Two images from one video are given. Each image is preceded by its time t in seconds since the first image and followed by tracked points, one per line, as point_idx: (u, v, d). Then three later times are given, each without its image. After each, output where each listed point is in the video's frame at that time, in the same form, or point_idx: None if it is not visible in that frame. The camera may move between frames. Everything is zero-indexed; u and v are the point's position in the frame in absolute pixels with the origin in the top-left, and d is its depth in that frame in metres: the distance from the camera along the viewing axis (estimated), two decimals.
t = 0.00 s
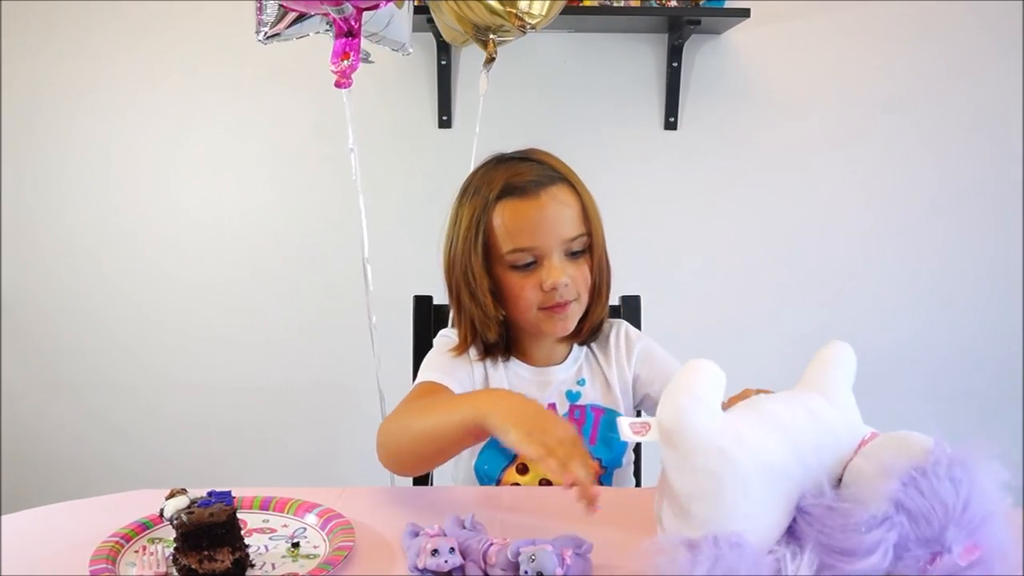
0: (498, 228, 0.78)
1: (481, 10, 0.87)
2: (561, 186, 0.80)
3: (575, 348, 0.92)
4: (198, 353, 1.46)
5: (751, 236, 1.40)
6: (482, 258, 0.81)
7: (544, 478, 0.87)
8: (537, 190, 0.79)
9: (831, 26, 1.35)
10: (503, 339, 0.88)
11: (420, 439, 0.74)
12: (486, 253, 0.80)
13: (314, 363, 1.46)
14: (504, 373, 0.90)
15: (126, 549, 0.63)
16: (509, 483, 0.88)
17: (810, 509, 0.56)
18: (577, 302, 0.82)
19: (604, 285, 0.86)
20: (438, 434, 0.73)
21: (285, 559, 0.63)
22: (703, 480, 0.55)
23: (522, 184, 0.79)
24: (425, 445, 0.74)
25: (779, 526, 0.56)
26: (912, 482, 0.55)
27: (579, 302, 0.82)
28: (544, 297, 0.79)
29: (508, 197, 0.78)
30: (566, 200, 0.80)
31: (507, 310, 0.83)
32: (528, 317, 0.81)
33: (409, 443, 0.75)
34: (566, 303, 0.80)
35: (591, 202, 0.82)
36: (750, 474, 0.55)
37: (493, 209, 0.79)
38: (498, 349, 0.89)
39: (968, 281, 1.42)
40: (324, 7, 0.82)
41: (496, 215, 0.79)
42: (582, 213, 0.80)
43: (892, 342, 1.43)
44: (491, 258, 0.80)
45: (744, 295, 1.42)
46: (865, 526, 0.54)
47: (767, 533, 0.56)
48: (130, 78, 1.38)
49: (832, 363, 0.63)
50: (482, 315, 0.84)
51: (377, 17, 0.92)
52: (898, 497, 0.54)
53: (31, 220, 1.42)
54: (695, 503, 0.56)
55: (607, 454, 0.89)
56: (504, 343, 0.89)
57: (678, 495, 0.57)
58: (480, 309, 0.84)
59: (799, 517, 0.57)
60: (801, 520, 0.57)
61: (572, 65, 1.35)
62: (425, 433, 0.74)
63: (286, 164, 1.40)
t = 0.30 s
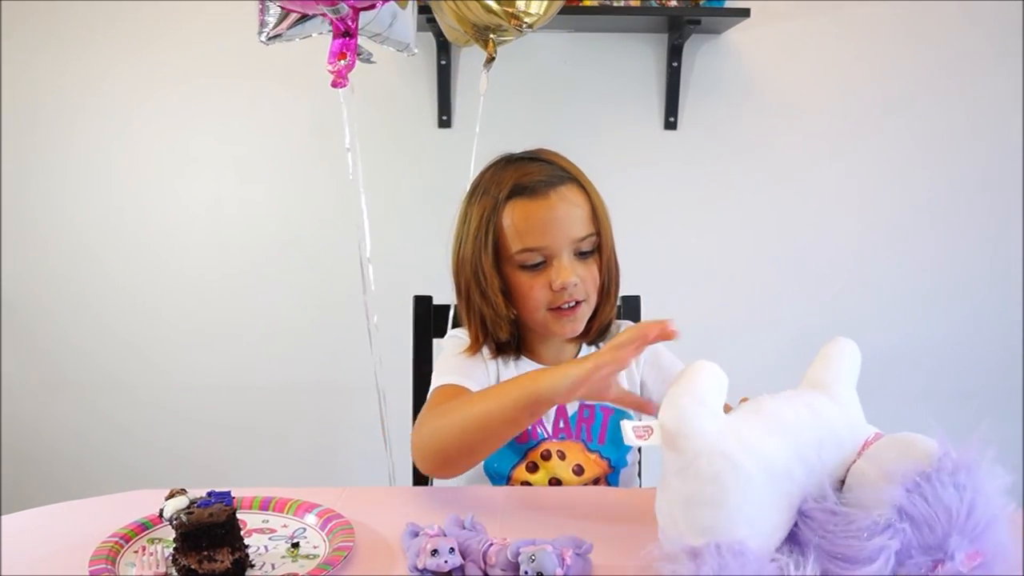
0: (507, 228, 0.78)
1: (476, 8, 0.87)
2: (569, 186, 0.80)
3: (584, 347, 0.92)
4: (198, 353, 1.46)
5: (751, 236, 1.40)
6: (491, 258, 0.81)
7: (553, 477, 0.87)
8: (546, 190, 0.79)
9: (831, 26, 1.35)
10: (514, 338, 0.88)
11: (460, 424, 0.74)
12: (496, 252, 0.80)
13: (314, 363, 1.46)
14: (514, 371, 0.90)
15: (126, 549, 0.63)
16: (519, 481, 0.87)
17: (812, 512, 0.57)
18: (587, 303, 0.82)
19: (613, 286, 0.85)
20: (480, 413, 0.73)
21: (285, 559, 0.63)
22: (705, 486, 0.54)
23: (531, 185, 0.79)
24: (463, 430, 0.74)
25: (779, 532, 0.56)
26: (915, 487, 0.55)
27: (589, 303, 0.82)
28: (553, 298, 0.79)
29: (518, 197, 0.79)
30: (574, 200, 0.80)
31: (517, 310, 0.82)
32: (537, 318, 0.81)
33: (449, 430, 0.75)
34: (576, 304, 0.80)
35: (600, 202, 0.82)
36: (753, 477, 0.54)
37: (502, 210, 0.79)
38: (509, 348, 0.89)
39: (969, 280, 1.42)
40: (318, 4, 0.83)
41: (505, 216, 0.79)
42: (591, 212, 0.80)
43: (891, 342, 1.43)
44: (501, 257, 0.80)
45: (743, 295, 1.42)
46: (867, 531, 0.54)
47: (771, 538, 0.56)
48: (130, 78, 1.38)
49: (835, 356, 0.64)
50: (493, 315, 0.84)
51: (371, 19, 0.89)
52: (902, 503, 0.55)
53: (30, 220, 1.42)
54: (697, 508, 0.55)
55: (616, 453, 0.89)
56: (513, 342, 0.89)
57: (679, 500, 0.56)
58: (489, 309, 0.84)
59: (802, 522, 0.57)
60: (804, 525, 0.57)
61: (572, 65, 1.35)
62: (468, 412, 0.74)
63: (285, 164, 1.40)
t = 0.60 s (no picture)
0: (510, 227, 0.78)
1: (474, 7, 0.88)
2: (572, 184, 0.80)
3: (589, 346, 0.92)
4: (198, 353, 1.46)
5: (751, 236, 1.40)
6: (494, 256, 0.81)
7: (558, 477, 0.86)
8: (549, 189, 0.79)
9: (831, 26, 1.35)
10: (520, 339, 0.88)
11: (510, 435, 0.69)
12: (499, 251, 0.80)
13: (314, 364, 1.46)
14: (524, 372, 0.88)
15: (126, 549, 0.63)
16: (524, 482, 0.87)
17: (816, 535, 0.56)
18: (591, 303, 0.82)
19: (616, 284, 0.86)
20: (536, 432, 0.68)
21: (285, 559, 0.63)
22: (710, 515, 0.52)
23: (534, 183, 0.79)
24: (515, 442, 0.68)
25: (783, 553, 0.55)
26: (923, 518, 0.55)
27: (593, 302, 0.82)
28: (557, 297, 0.79)
29: (520, 196, 0.79)
30: (577, 199, 0.80)
31: (521, 310, 0.82)
32: (542, 317, 0.81)
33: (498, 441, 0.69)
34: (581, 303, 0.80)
35: (603, 200, 0.82)
36: (756, 503, 0.53)
37: (505, 209, 0.79)
38: (517, 350, 0.88)
39: (969, 280, 1.42)
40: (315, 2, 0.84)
41: (507, 215, 0.79)
42: (593, 211, 0.80)
43: (891, 342, 1.43)
44: (504, 257, 0.80)
45: (743, 295, 1.42)
46: (871, 561, 0.54)
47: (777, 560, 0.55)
48: (130, 77, 1.38)
49: (848, 362, 0.61)
50: (497, 315, 0.84)
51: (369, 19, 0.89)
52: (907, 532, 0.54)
53: (30, 220, 1.42)
54: (698, 534, 0.53)
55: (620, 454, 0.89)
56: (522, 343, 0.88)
57: (681, 524, 0.54)
58: (494, 309, 0.84)
59: (804, 544, 0.57)
60: (806, 548, 0.57)
61: (572, 64, 1.35)
62: (521, 427, 0.69)
63: (285, 163, 1.40)
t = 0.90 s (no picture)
0: (512, 221, 0.78)
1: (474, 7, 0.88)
2: (574, 180, 0.81)
3: (590, 345, 0.92)
4: (198, 353, 1.46)
5: (752, 236, 1.40)
6: (496, 252, 0.81)
7: (558, 478, 0.86)
8: (551, 183, 0.79)
9: (831, 26, 1.35)
10: (521, 336, 0.87)
11: (517, 424, 0.67)
12: (501, 247, 0.80)
13: (314, 364, 1.46)
14: (527, 370, 0.88)
15: (126, 549, 0.63)
16: (524, 481, 0.86)
17: (819, 540, 0.56)
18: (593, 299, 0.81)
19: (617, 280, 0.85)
20: (545, 419, 0.66)
21: (285, 559, 0.63)
22: (717, 526, 0.52)
23: (536, 178, 0.79)
24: (523, 429, 0.66)
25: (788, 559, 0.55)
26: (926, 521, 0.55)
27: (596, 299, 0.81)
28: (558, 292, 0.78)
29: (522, 191, 0.79)
30: (579, 194, 0.80)
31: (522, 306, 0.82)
32: (543, 313, 0.80)
33: (505, 430, 0.67)
34: (583, 300, 0.79)
35: (605, 196, 0.82)
36: (762, 513, 0.53)
37: (507, 204, 0.79)
38: (519, 347, 0.88)
39: (969, 280, 1.42)
40: (316, 5, 0.84)
41: (509, 209, 0.79)
42: (595, 207, 0.80)
43: (891, 342, 1.43)
44: (505, 253, 0.80)
45: (743, 295, 1.42)
46: (876, 563, 0.54)
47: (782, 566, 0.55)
48: (130, 77, 1.38)
49: (851, 363, 0.60)
50: (499, 311, 0.84)
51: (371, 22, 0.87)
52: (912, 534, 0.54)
53: (31, 220, 1.42)
54: (704, 545, 0.53)
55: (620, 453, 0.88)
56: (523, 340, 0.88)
57: (687, 534, 0.54)
58: (495, 305, 0.84)
59: (807, 549, 0.57)
60: (810, 553, 0.57)
61: (572, 64, 1.35)
62: (527, 414, 0.67)
63: (285, 163, 1.40)
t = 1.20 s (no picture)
0: (515, 223, 0.78)
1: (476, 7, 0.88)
2: (577, 181, 0.81)
3: (589, 347, 0.92)
4: (198, 353, 1.46)
5: (751, 236, 1.40)
6: (497, 252, 0.81)
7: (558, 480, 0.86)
8: (554, 184, 0.79)
9: (831, 26, 1.35)
10: (522, 337, 0.88)
11: (523, 433, 0.66)
12: (503, 248, 0.80)
13: (314, 364, 1.46)
14: (527, 372, 0.88)
15: (126, 549, 0.63)
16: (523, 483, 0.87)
17: (827, 544, 0.57)
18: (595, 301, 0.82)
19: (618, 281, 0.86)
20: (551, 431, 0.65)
21: (285, 559, 0.63)
22: (729, 531, 0.53)
23: (538, 179, 0.79)
24: (530, 440, 0.66)
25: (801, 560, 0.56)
26: (933, 523, 0.55)
27: (597, 300, 0.81)
28: (561, 294, 0.79)
29: (525, 192, 0.79)
30: (582, 195, 0.80)
31: (523, 307, 0.82)
32: (545, 314, 0.80)
33: (510, 438, 0.67)
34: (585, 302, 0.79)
35: (608, 198, 0.83)
36: (776, 518, 0.53)
37: (509, 205, 0.79)
38: (520, 349, 0.88)
39: (969, 280, 1.42)
40: (319, 6, 0.83)
41: (512, 211, 0.79)
42: (598, 208, 0.80)
43: (891, 342, 1.43)
44: (507, 254, 0.80)
45: (743, 295, 1.42)
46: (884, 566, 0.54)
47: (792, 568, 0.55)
48: (130, 77, 1.38)
49: (856, 364, 0.59)
50: (501, 312, 0.84)
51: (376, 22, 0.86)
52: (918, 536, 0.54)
53: (30, 220, 1.42)
54: (716, 550, 0.54)
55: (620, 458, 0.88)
56: (523, 342, 0.88)
57: (698, 539, 0.54)
58: (496, 306, 0.84)
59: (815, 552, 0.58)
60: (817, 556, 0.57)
61: (572, 65, 1.35)
62: (535, 424, 0.66)
63: (285, 163, 1.40)
